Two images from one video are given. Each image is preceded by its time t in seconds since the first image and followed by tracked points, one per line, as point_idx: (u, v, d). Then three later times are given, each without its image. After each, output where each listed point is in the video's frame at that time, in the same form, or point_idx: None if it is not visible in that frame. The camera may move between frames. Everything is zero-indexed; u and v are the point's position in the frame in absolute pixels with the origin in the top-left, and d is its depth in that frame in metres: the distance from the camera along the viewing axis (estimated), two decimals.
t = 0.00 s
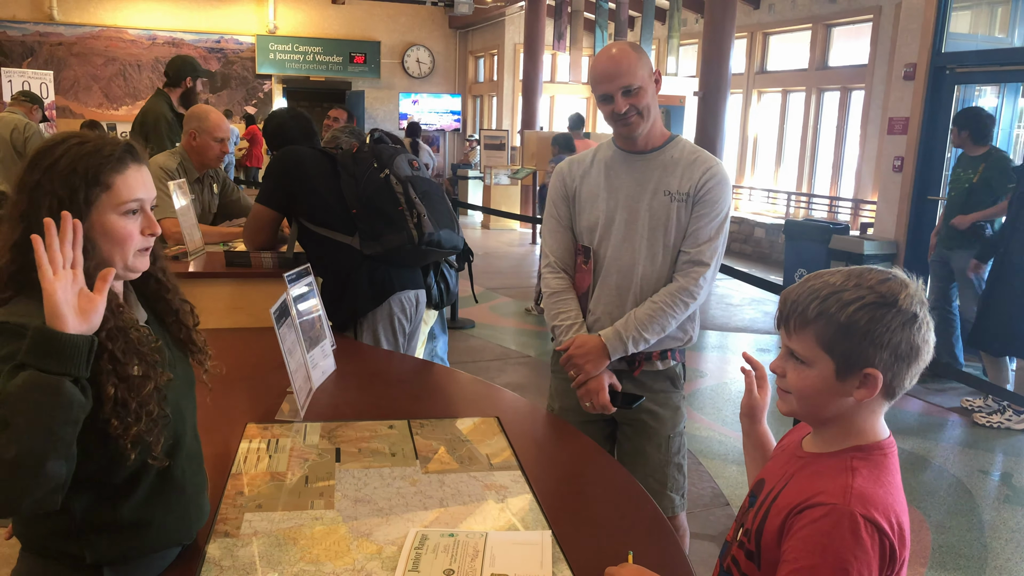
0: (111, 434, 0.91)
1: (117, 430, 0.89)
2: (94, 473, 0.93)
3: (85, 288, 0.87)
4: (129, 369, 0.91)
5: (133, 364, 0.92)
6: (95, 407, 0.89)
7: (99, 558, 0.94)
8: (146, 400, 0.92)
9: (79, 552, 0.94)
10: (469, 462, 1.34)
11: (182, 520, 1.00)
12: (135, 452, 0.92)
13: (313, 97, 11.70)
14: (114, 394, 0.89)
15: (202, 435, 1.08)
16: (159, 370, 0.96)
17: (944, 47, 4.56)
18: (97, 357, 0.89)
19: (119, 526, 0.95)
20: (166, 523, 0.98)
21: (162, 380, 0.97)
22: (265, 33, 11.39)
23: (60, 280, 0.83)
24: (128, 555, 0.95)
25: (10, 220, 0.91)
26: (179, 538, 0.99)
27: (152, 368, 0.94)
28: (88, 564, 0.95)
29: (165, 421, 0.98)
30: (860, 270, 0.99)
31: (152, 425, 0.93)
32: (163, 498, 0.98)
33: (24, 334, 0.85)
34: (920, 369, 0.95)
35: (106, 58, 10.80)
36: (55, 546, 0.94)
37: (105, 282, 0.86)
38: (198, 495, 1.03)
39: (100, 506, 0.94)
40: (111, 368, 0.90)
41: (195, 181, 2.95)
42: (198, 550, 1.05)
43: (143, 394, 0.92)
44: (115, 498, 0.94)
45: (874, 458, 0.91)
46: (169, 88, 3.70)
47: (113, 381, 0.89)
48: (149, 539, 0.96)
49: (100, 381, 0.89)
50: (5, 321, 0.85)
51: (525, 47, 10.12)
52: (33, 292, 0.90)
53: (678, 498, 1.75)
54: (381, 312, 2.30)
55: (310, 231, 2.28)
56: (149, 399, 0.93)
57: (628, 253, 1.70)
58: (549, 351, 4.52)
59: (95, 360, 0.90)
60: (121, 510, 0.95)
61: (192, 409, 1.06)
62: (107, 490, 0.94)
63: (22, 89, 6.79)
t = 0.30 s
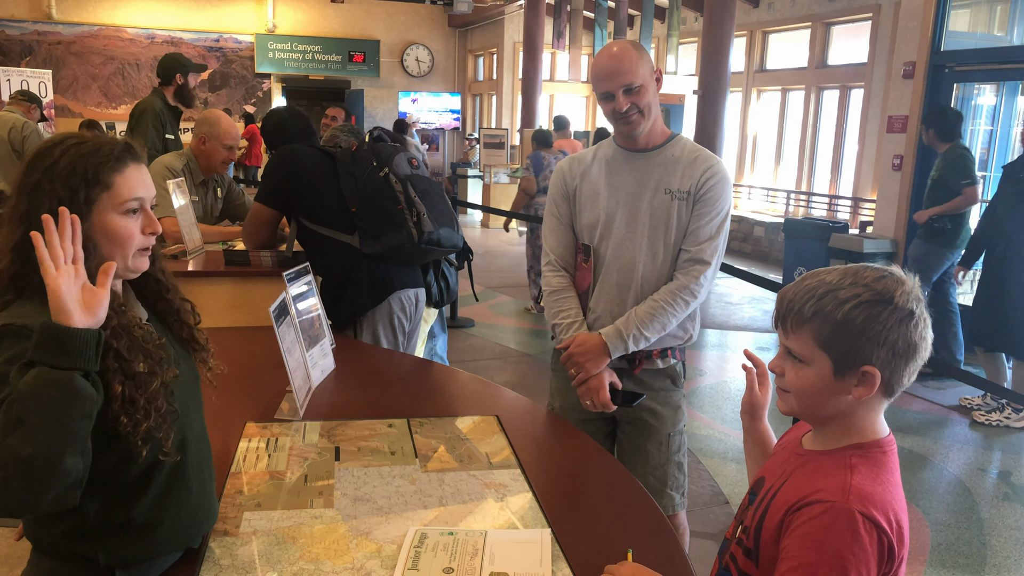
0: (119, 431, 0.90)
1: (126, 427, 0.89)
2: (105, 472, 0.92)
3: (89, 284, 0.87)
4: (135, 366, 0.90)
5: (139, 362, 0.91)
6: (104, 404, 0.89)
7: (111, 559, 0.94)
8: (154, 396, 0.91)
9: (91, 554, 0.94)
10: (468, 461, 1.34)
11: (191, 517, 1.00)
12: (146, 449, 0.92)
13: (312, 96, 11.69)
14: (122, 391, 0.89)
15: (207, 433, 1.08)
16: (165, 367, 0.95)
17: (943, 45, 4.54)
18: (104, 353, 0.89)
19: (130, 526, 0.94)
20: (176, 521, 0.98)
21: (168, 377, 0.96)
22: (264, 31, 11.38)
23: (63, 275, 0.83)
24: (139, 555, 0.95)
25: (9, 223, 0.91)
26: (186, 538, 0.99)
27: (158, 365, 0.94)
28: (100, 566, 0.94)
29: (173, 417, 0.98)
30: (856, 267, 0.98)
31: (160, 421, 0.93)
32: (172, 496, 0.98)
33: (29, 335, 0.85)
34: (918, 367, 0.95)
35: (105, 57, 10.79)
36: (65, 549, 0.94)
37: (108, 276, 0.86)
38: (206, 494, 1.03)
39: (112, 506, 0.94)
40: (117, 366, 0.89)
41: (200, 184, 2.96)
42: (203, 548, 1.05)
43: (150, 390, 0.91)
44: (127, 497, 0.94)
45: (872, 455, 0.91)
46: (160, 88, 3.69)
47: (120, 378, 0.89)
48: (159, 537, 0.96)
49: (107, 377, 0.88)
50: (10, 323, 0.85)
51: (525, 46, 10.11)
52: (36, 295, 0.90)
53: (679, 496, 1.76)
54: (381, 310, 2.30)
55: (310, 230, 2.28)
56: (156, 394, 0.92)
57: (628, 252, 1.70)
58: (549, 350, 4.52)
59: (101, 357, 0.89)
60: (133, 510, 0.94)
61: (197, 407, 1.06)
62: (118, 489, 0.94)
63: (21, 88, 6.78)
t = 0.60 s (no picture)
0: (118, 433, 0.90)
1: (124, 429, 0.89)
2: (104, 473, 0.92)
3: (91, 286, 0.87)
4: (134, 368, 0.90)
5: (137, 362, 0.91)
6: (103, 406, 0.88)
7: (110, 560, 0.94)
8: (152, 398, 0.91)
9: (90, 554, 0.94)
10: (467, 459, 1.34)
11: (190, 519, 1.00)
12: (144, 451, 0.92)
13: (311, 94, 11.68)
14: (120, 392, 0.89)
15: (205, 432, 1.08)
16: (163, 369, 0.95)
17: (943, 41, 4.57)
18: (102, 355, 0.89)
19: (129, 527, 0.94)
20: (174, 522, 0.98)
21: (166, 378, 0.96)
22: (263, 29, 11.37)
23: (66, 279, 0.82)
24: (138, 556, 0.95)
25: (9, 222, 0.91)
26: (184, 539, 0.99)
27: (156, 366, 0.94)
28: (99, 566, 0.94)
29: (171, 419, 0.98)
30: (854, 264, 0.99)
31: (159, 423, 0.93)
32: (171, 497, 0.98)
33: (30, 336, 0.85)
34: (915, 364, 0.96)
35: (103, 55, 10.76)
36: (64, 550, 0.94)
37: (111, 279, 0.86)
38: (204, 495, 1.03)
39: (111, 507, 0.94)
40: (116, 367, 0.89)
41: (198, 183, 2.96)
42: (200, 547, 1.05)
43: (149, 392, 0.91)
44: (126, 498, 0.94)
45: (868, 452, 0.91)
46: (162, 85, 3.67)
47: (119, 379, 0.89)
48: (159, 538, 0.96)
49: (106, 380, 0.88)
50: (10, 324, 0.85)
51: (523, 43, 10.10)
52: (36, 295, 0.90)
53: (678, 493, 1.76)
54: (380, 308, 2.30)
55: (309, 228, 2.28)
56: (155, 396, 0.92)
57: (628, 249, 1.70)
58: (548, 348, 4.53)
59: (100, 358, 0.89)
60: (132, 511, 0.94)
61: (195, 407, 1.06)
62: (118, 490, 0.94)
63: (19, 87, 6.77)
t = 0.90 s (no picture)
0: (117, 435, 0.90)
1: (123, 431, 0.89)
2: (104, 475, 0.93)
3: (91, 288, 0.87)
4: (134, 370, 0.91)
5: (138, 365, 0.91)
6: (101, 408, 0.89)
7: (110, 560, 0.94)
8: (151, 400, 0.91)
9: (90, 554, 0.94)
10: (468, 458, 1.34)
11: (191, 520, 1.00)
12: (144, 453, 0.92)
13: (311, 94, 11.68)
14: (119, 395, 0.89)
15: (206, 433, 1.08)
16: (163, 371, 0.95)
17: (943, 40, 4.56)
18: (102, 357, 0.89)
19: (129, 528, 0.95)
20: (175, 524, 0.98)
21: (167, 380, 0.96)
22: (263, 29, 11.38)
23: (66, 280, 0.83)
24: (138, 556, 0.95)
25: (13, 222, 0.91)
26: (184, 541, 0.99)
27: (156, 368, 0.94)
28: (99, 566, 0.95)
29: (172, 421, 0.98)
30: (850, 263, 0.99)
31: (158, 424, 0.93)
32: (172, 499, 0.98)
33: (30, 337, 0.85)
34: (912, 363, 0.95)
35: (104, 55, 10.76)
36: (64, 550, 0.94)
37: (111, 281, 0.86)
38: (205, 496, 1.03)
39: (112, 509, 0.94)
40: (116, 369, 0.89)
41: (199, 184, 2.96)
42: (200, 547, 1.05)
43: (148, 394, 0.91)
44: (126, 500, 0.94)
45: (866, 451, 0.91)
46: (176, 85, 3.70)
47: (118, 381, 0.89)
48: (160, 539, 0.96)
49: (105, 381, 0.88)
50: (11, 325, 0.85)
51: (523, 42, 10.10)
52: (38, 295, 0.90)
53: (679, 492, 1.76)
54: (381, 308, 2.30)
55: (310, 228, 2.28)
56: (154, 399, 0.92)
57: (628, 249, 1.70)
58: (549, 347, 4.53)
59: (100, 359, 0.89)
60: (133, 512, 0.95)
61: (197, 410, 1.06)
62: (118, 492, 0.94)
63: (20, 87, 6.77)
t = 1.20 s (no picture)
0: (119, 434, 0.90)
1: (125, 430, 0.89)
2: (105, 475, 0.93)
3: (90, 285, 0.87)
4: (135, 369, 0.90)
5: (140, 363, 0.91)
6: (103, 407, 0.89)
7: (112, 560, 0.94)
8: (154, 399, 0.91)
9: (90, 554, 0.94)
10: (469, 457, 1.34)
11: (193, 520, 1.00)
12: (145, 452, 0.92)
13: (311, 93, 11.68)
14: (121, 393, 0.89)
15: (208, 432, 1.08)
16: (166, 369, 0.95)
17: (943, 38, 4.56)
18: (104, 356, 0.89)
19: (130, 528, 0.95)
20: (176, 523, 0.98)
21: (169, 379, 0.96)
22: (263, 28, 11.37)
23: (65, 277, 0.82)
24: (138, 557, 0.95)
25: (13, 222, 0.91)
26: (185, 541, 0.99)
27: (159, 366, 0.94)
28: (100, 566, 0.95)
29: (173, 420, 0.98)
30: (850, 261, 0.98)
31: (160, 424, 0.93)
32: (172, 499, 0.98)
33: (30, 335, 0.85)
34: (912, 360, 0.95)
35: (104, 55, 10.76)
36: (65, 550, 0.94)
37: (110, 278, 0.85)
38: (206, 496, 1.03)
39: (113, 508, 0.94)
40: (118, 368, 0.89)
41: (198, 183, 2.96)
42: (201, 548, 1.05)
43: (150, 393, 0.91)
44: (127, 499, 0.94)
45: (867, 448, 0.91)
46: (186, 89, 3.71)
47: (120, 380, 0.89)
48: (160, 539, 0.96)
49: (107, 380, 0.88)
50: (11, 324, 0.85)
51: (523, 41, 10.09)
52: (39, 295, 0.90)
53: (679, 491, 1.75)
54: (381, 308, 2.30)
55: (309, 227, 2.28)
56: (156, 397, 0.92)
57: (628, 248, 1.70)
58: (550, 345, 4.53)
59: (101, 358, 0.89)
60: (134, 512, 0.95)
61: (199, 409, 1.06)
62: (119, 492, 0.94)
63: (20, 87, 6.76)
